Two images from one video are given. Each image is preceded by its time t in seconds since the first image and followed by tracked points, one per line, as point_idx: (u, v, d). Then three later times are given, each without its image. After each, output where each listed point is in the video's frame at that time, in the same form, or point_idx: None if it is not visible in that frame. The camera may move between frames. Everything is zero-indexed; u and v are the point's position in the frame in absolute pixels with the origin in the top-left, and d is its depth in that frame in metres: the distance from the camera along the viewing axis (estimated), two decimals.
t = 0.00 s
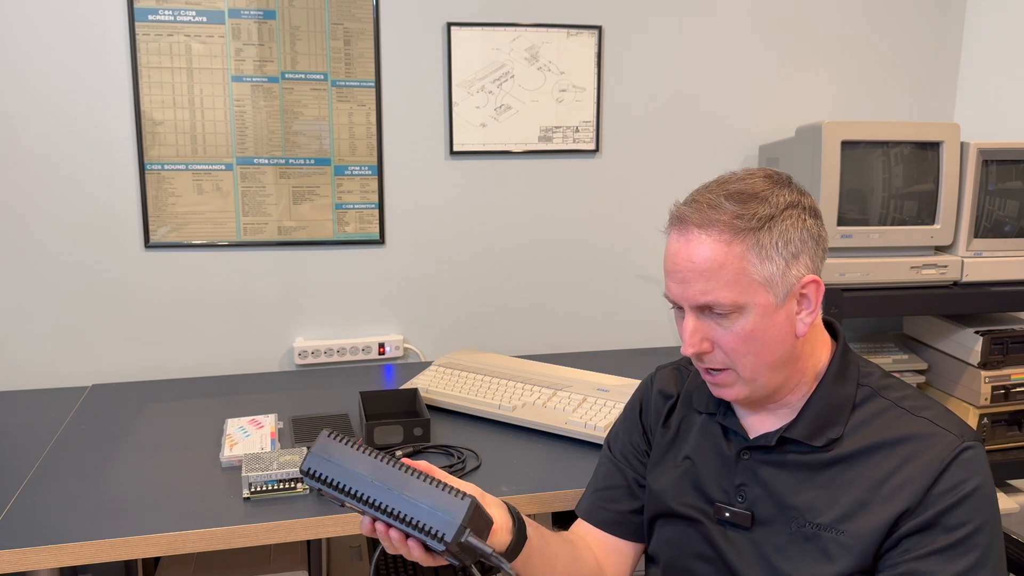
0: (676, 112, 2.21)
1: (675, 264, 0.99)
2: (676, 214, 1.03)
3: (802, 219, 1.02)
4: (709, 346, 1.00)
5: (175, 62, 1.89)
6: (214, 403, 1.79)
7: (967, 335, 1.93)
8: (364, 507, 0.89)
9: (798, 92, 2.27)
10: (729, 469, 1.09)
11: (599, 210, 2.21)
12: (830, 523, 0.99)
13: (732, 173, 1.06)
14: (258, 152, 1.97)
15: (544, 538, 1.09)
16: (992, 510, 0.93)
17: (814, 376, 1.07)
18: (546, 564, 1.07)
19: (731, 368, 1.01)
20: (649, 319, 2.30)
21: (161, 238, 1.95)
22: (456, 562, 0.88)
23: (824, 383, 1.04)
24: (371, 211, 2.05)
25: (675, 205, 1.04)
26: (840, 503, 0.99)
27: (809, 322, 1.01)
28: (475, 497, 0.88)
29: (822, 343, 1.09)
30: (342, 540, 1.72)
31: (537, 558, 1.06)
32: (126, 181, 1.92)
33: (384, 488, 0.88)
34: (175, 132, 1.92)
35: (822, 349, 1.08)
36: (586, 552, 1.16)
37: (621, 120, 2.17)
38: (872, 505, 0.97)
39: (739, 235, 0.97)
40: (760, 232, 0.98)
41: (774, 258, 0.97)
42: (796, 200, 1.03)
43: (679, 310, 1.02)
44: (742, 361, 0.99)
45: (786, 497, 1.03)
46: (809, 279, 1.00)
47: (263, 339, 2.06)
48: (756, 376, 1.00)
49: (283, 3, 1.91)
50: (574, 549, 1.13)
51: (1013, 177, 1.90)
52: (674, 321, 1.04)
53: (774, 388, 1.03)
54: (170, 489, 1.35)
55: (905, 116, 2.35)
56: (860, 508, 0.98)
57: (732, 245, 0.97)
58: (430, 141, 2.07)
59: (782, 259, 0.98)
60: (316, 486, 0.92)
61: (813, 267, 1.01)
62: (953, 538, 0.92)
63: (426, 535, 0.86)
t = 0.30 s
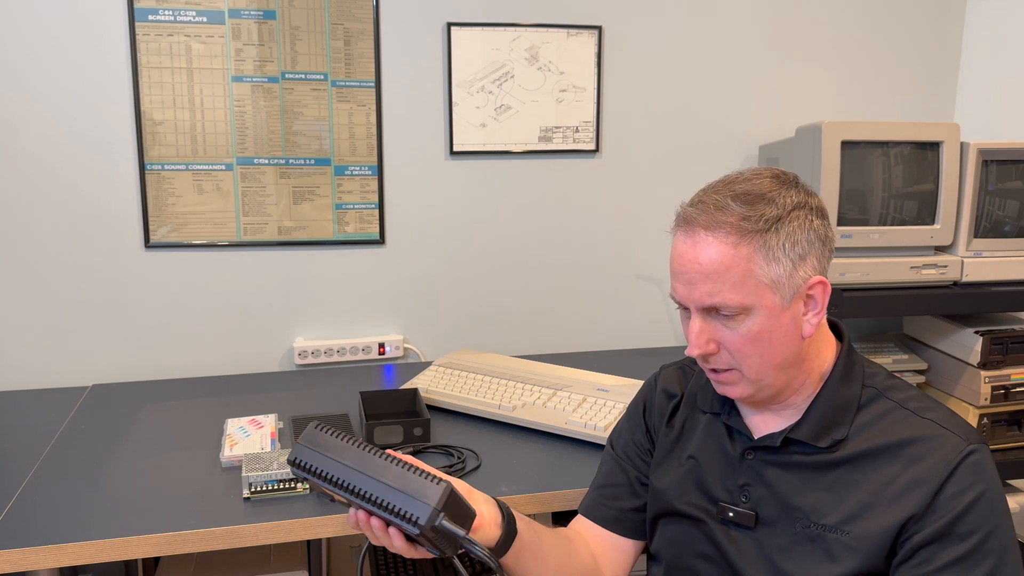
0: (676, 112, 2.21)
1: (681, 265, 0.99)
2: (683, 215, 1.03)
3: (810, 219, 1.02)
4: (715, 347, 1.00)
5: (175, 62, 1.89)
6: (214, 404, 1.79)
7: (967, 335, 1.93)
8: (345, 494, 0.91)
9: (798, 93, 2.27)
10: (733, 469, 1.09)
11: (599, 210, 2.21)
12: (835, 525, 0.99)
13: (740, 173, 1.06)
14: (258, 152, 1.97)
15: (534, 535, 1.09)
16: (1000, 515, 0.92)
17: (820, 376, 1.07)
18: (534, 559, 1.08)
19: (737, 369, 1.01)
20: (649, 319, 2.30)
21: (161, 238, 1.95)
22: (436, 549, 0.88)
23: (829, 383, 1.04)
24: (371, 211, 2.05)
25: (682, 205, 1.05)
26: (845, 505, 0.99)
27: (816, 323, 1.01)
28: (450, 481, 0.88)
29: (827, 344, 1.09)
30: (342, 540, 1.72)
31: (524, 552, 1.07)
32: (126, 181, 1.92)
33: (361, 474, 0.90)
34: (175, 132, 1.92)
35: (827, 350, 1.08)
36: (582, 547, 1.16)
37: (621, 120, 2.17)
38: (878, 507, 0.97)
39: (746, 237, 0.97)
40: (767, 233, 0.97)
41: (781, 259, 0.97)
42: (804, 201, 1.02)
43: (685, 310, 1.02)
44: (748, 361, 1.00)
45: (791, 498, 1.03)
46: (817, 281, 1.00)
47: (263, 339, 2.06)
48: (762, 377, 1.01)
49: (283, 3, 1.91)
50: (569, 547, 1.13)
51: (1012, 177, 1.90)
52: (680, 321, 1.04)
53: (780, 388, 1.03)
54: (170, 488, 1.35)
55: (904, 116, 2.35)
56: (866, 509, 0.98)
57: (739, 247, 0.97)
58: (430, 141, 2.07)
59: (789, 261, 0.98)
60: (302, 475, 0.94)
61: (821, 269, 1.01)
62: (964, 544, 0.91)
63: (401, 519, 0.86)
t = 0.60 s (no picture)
0: (676, 112, 2.21)
1: (690, 263, 0.99)
2: (692, 213, 1.02)
3: (817, 218, 1.02)
4: (724, 345, 1.00)
5: (175, 62, 1.89)
6: (214, 404, 1.79)
7: (967, 335, 1.93)
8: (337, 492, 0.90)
9: (798, 93, 2.27)
10: (737, 470, 1.09)
11: (599, 210, 2.21)
12: (841, 526, 0.99)
13: (745, 172, 1.06)
14: (258, 152, 1.97)
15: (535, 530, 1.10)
16: (1004, 516, 0.93)
17: (824, 375, 1.07)
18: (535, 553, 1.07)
19: (745, 367, 1.01)
20: (649, 319, 2.30)
21: (161, 238, 1.95)
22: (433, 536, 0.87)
23: (834, 384, 1.04)
24: (371, 211, 2.05)
25: (690, 204, 1.04)
26: (851, 507, 1.00)
27: (823, 321, 1.02)
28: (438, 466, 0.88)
29: (830, 344, 1.09)
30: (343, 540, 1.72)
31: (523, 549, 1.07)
32: (126, 181, 1.92)
33: (350, 471, 0.89)
34: (175, 132, 1.92)
35: (831, 350, 1.09)
36: (584, 547, 1.16)
37: (620, 119, 2.17)
38: (885, 509, 0.97)
39: (756, 235, 0.97)
40: (776, 231, 0.97)
41: (790, 257, 0.97)
42: (811, 199, 1.03)
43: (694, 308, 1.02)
44: (756, 359, 0.99)
45: (797, 499, 1.03)
46: (824, 279, 1.00)
47: (263, 339, 2.06)
48: (771, 375, 1.01)
49: (283, 3, 1.91)
50: (569, 545, 1.13)
51: (1013, 177, 1.90)
52: (687, 321, 1.04)
53: (786, 386, 1.03)
54: (171, 488, 1.35)
55: (904, 116, 2.35)
56: (872, 510, 0.98)
57: (749, 245, 0.96)
58: (430, 141, 2.07)
59: (798, 259, 0.98)
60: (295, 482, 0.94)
61: (828, 267, 1.01)
62: (971, 544, 0.91)
63: (393, 506, 0.86)
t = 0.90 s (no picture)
0: (676, 112, 2.21)
1: (696, 259, 0.98)
2: (692, 209, 1.02)
3: (814, 210, 1.03)
4: (732, 341, 0.99)
5: (175, 62, 1.89)
6: (214, 404, 1.79)
7: (967, 335, 1.93)
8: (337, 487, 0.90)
9: (798, 93, 2.27)
10: (738, 470, 1.09)
11: (598, 210, 2.21)
12: (843, 523, 0.99)
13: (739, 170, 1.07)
14: (258, 152, 1.97)
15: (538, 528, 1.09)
16: (1004, 508, 0.93)
17: (824, 370, 1.07)
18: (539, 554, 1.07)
19: (753, 363, 1.00)
20: (649, 319, 2.30)
21: (161, 238, 1.95)
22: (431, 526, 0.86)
23: (833, 382, 1.04)
24: (371, 211, 2.05)
25: (688, 201, 1.04)
26: (853, 503, 1.00)
27: (824, 313, 1.02)
28: (433, 455, 0.88)
29: (829, 341, 1.09)
30: (343, 540, 1.71)
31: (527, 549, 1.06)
32: (126, 181, 1.92)
33: (347, 466, 0.89)
34: (175, 132, 1.92)
35: (830, 347, 1.09)
36: (587, 551, 1.16)
37: (620, 119, 2.17)
38: (886, 505, 0.97)
39: (760, 227, 0.97)
40: (779, 223, 0.98)
41: (794, 248, 0.98)
42: (806, 193, 1.04)
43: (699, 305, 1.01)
44: (765, 354, 0.99)
45: (799, 497, 1.03)
46: (824, 270, 1.01)
47: (263, 339, 2.06)
48: (777, 369, 1.00)
49: (283, 3, 1.91)
50: (569, 545, 1.12)
51: (1013, 177, 1.90)
52: (691, 319, 1.03)
53: (790, 380, 1.03)
54: (171, 488, 1.35)
55: (904, 116, 2.35)
56: (873, 507, 0.98)
57: (755, 237, 0.96)
58: (430, 141, 2.07)
59: (801, 250, 0.98)
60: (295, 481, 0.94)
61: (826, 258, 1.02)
62: (973, 536, 0.91)
63: (390, 498, 0.85)
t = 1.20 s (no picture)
0: (677, 112, 2.21)
1: (711, 221, 1.02)
2: (695, 188, 1.07)
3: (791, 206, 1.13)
4: (751, 305, 1.00)
5: (175, 62, 1.89)
6: (214, 404, 1.79)
7: (967, 335, 1.93)
8: (387, 466, 0.86)
9: (798, 93, 2.27)
10: (727, 474, 1.09)
11: (598, 211, 2.21)
12: (836, 522, 0.99)
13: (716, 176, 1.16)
14: (258, 152, 1.97)
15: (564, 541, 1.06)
16: (992, 501, 0.94)
17: (810, 366, 1.09)
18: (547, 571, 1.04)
19: (769, 333, 1.00)
20: (649, 319, 2.30)
21: (161, 238, 1.95)
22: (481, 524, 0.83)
23: (817, 376, 1.06)
24: (371, 211, 2.05)
25: (686, 187, 1.10)
26: (845, 502, 0.99)
27: (816, 296, 1.08)
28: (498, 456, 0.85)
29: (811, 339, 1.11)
30: (342, 540, 1.71)
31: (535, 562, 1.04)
32: (126, 181, 1.92)
33: (405, 444, 0.86)
34: (175, 132, 1.92)
35: (811, 344, 1.11)
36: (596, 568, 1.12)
37: (621, 120, 2.17)
38: (877, 503, 0.97)
39: (765, 195, 1.04)
40: (778, 197, 1.06)
41: (792, 221, 1.05)
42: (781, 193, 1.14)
43: (711, 273, 1.03)
44: (780, 320, 1.00)
45: (790, 498, 1.03)
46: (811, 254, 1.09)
47: (263, 339, 2.06)
48: (790, 340, 1.01)
49: (283, 3, 1.91)
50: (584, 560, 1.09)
51: (1013, 177, 1.90)
52: (701, 294, 1.03)
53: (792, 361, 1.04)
54: (171, 488, 1.35)
55: (905, 116, 2.35)
56: (865, 505, 0.98)
57: (763, 203, 1.03)
58: (430, 141, 2.07)
59: (796, 225, 1.06)
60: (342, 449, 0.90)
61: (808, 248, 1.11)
62: (965, 532, 0.92)
63: (448, 489, 0.82)
